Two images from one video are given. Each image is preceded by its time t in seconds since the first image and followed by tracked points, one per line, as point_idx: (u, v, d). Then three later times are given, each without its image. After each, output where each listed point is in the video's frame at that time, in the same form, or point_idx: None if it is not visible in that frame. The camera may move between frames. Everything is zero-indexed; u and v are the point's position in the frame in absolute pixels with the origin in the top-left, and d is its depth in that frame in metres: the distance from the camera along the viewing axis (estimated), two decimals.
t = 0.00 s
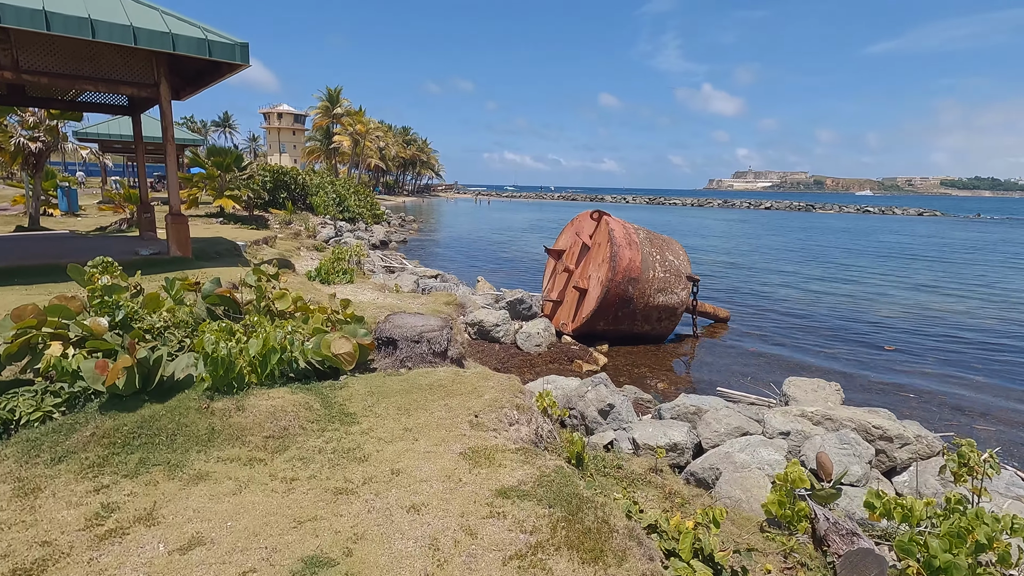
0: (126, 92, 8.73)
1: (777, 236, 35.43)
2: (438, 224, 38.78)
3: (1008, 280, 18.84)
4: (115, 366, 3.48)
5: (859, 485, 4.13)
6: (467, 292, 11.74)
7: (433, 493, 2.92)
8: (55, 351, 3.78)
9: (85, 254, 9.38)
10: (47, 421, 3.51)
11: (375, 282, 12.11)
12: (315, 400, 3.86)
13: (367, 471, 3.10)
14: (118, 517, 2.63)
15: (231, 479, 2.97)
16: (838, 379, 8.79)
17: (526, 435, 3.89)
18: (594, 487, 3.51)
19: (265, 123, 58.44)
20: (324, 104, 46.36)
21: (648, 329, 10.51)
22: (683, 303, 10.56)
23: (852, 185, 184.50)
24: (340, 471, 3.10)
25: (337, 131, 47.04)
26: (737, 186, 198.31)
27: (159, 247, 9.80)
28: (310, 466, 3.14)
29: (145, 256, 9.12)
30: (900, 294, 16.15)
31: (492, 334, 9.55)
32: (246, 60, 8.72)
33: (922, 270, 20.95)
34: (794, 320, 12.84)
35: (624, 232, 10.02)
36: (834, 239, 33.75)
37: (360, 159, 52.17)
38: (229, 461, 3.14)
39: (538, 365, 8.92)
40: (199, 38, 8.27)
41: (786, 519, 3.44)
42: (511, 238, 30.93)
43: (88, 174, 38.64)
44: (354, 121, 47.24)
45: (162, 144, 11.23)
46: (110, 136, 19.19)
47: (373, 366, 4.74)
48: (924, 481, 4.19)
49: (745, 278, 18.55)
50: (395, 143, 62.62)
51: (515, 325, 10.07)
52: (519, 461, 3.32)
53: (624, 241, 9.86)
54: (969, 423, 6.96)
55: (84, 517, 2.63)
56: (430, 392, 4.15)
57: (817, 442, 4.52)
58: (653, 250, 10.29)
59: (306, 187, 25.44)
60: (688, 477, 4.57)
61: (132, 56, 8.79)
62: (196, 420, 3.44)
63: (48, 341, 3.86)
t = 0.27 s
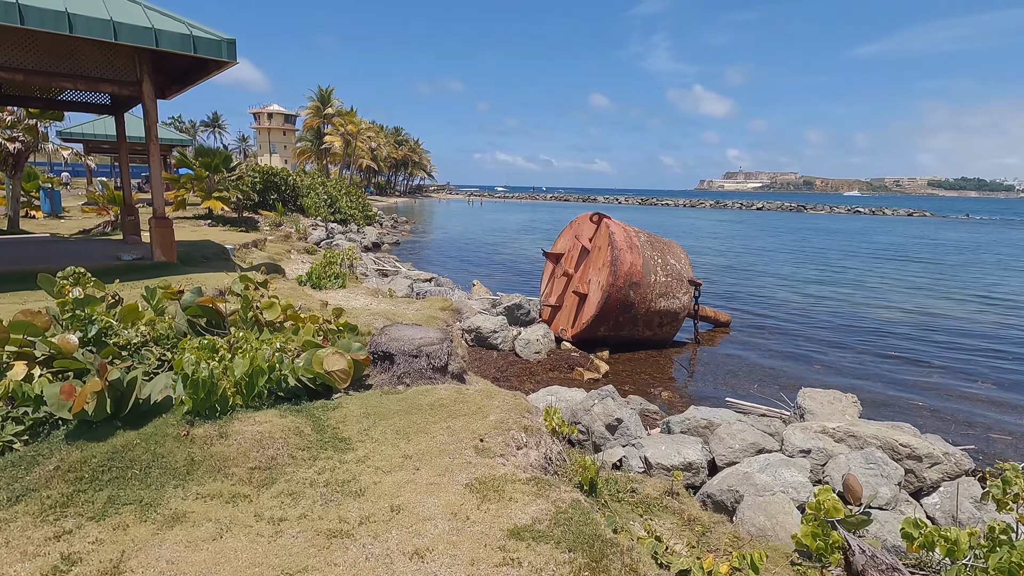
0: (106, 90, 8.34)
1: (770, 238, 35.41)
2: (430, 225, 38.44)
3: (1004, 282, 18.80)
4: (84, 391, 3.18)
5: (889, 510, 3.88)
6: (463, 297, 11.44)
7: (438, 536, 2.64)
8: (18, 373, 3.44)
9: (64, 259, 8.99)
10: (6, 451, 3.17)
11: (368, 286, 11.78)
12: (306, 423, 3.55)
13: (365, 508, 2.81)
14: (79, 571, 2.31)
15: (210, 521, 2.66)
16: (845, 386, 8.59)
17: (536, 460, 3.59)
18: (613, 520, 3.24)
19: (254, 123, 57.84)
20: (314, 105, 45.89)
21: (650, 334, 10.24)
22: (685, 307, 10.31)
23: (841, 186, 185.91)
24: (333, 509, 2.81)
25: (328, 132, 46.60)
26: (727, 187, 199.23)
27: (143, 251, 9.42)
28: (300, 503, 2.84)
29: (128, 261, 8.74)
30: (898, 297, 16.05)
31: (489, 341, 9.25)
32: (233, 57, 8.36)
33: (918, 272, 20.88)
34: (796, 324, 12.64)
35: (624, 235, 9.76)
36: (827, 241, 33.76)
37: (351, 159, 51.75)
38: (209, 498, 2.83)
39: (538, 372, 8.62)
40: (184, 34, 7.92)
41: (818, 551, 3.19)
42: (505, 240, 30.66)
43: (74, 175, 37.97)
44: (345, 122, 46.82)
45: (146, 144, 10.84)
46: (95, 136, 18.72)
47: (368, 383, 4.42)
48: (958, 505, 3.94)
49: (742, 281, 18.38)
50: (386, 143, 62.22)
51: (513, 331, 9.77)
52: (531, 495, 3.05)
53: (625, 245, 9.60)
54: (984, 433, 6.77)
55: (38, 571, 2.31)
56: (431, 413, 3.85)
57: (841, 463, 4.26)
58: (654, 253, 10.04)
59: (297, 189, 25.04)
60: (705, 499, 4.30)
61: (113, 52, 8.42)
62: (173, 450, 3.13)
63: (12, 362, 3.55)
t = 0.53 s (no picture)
0: (77, 84, 7.90)
1: (761, 238, 35.37)
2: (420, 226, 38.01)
3: (996, 282, 18.76)
4: (29, 416, 2.92)
5: (917, 532, 3.61)
6: (454, 300, 11.10)
7: None
8: None
9: (34, 262, 8.54)
10: None
11: (356, 289, 11.41)
12: (284, 445, 3.25)
13: (345, 549, 2.56)
14: None
15: (166, 569, 2.41)
16: (848, 390, 8.38)
17: (538, 485, 3.35)
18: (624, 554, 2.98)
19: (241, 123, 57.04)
20: (302, 104, 45.30)
21: (647, 338, 9.97)
22: (682, 310, 10.05)
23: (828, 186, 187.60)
24: (309, 551, 2.56)
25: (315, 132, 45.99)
26: (716, 187, 200.23)
27: (118, 253, 8.99)
28: (271, 544, 2.59)
29: (101, 264, 8.31)
30: (892, 298, 15.95)
31: (482, 346, 8.92)
32: (212, 50, 7.95)
33: (911, 272, 20.83)
34: (793, 326, 12.43)
35: (620, 236, 9.48)
36: (817, 241, 33.76)
37: (339, 159, 51.16)
38: (166, 540, 2.58)
39: (532, 379, 8.30)
40: (159, 24, 7.51)
41: None
42: (496, 240, 30.35)
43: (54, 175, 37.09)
44: (333, 122, 46.27)
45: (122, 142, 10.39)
46: (72, 134, 18.14)
47: (354, 398, 4.10)
48: (990, 523, 3.65)
49: (736, 281, 18.20)
50: (375, 143, 61.66)
51: (506, 335, 9.45)
52: (535, 531, 2.83)
53: (622, 246, 9.31)
54: (994, 439, 6.58)
55: None
56: (422, 432, 3.58)
57: (862, 480, 3.97)
58: (650, 255, 9.76)
59: (283, 189, 24.55)
60: (716, 520, 4.01)
61: (85, 44, 7.99)
62: (131, 482, 2.86)
63: None
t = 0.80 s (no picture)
0: (44, 79, 7.47)
1: (753, 238, 35.28)
2: (410, 227, 37.57)
3: (990, 283, 18.70)
4: None
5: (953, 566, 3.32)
6: (445, 304, 10.75)
7: None
8: None
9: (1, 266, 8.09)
10: None
11: (344, 293, 11.03)
12: (256, 481, 3.00)
13: None
14: None
15: None
16: (853, 398, 8.14)
17: (540, 518, 3.16)
18: None
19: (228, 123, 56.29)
20: (291, 104, 44.69)
21: (645, 343, 9.67)
22: (681, 314, 9.76)
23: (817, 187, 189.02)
24: None
25: (304, 132, 45.43)
26: (706, 187, 201.00)
27: (92, 258, 8.56)
28: None
29: (73, 269, 7.89)
30: (889, 300, 15.79)
31: (475, 353, 8.58)
32: (190, 44, 7.57)
33: (904, 273, 20.74)
34: (792, 330, 12.21)
35: (617, 239, 9.18)
36: (809, 242, 33.71)
37: (329, 159, 50.59)
38: None
39: (528, 388, 7.97)
40: (132, 16, 7.12)
41: None
42: (488, 241, 29.99)
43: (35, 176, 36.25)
44: (322, 121, 45.68)
45: (97, 141, 9.95)
46: (50, 133, 17.57)
47: (337, 421, 3.83)
48: None
49: (731, 283, 17.98)
50: (365, 143, 61.08)
51: (500, 341, 9.12)
52: None
53: (619, 249, 9.02)
54: (1007, 450, 6.35)
55: None
56: (412, 462, 3.34)
57: (888, 505, 3.68)
58: (648, 257, 9.48)
59: (271, 189, 24.06)
60: (729, 547, 3.72)
61: (53, 37, 7.57)
62: (78, 526, 2.62)
63: None
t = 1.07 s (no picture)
0: (19, 73, 7.10)
1: (750, 238, 35.11)
2: (405, 227, 37.16)
3: (991, 284, 18.55)
4: None
5: None
6: (441, 307, 10.42)
7: None
8: None
9: None
10: None
11: (337, 296, 10.68)
12: (235, 518, 2.75)
13: None
14: None
15: None
16: (865, 404, 7.86)
17: (554, 553, 3.00)
18: None
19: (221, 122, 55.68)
20: (284, 103, 44.17)
21: (648, 347, 9.37)
22: (685, 318, 9.47)
23: (810, 187, 189.64)
24: None
25: (297, 131, 44.92)
26: (700, 187, 201.31)
27: (71, 261, 8.18)
28: None
29: (50, 272, 7.52)
30: (892, 300, 15.56)
31: (473, 359, 8.26)
32: (173, 36, 7.22)
33: (904, 274, 20.59)
34: (795, 332, 11.96)
35: (620, 240, 8.88)
36: (806, 242, 33.56)
37: (322, 159, 50.07)
38: None
39: (528, 396, 7.64)
40: (111, 6, 6.76)
41: None
42: (484, 242, 29.63)
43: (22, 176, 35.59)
44: (316, 121, 45.17)
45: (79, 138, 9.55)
46: (34, 131, 17.10)
47: (327, 441, 3.63)
48: None
49: (731, 285, 17.74)
50: (359, 143, 60.57)
51: (498, 346, 8.79)
52: None
53: (621, 250, 8.72)
54: None
55: None
56: (411, 490, 3.13)
57: (928, 531, 3.39)
58: (651, 259, 9.18)
59: (262, 189, 23.62)
60: None
61: (29, 28, 7.19)
62: None
63: None
